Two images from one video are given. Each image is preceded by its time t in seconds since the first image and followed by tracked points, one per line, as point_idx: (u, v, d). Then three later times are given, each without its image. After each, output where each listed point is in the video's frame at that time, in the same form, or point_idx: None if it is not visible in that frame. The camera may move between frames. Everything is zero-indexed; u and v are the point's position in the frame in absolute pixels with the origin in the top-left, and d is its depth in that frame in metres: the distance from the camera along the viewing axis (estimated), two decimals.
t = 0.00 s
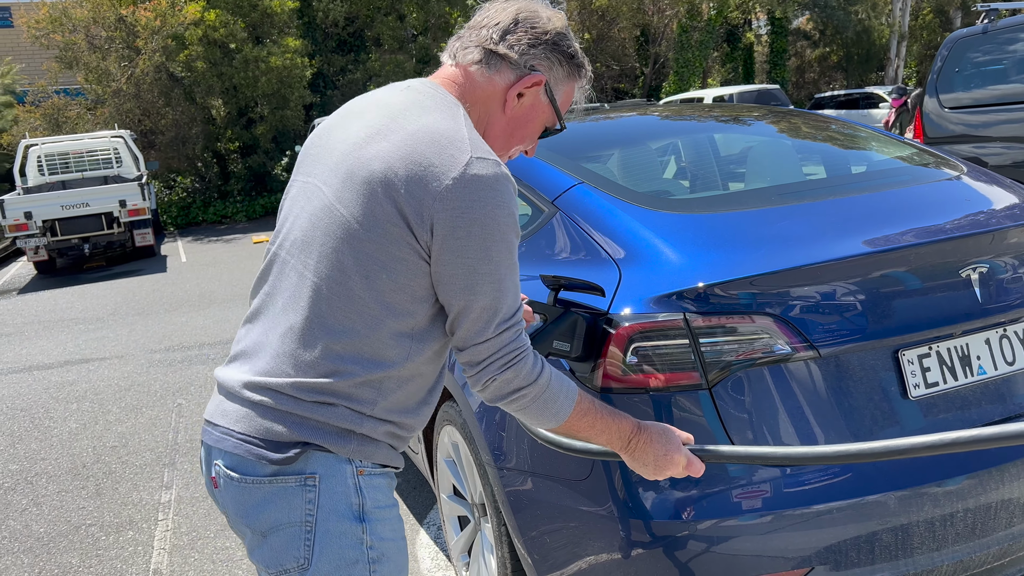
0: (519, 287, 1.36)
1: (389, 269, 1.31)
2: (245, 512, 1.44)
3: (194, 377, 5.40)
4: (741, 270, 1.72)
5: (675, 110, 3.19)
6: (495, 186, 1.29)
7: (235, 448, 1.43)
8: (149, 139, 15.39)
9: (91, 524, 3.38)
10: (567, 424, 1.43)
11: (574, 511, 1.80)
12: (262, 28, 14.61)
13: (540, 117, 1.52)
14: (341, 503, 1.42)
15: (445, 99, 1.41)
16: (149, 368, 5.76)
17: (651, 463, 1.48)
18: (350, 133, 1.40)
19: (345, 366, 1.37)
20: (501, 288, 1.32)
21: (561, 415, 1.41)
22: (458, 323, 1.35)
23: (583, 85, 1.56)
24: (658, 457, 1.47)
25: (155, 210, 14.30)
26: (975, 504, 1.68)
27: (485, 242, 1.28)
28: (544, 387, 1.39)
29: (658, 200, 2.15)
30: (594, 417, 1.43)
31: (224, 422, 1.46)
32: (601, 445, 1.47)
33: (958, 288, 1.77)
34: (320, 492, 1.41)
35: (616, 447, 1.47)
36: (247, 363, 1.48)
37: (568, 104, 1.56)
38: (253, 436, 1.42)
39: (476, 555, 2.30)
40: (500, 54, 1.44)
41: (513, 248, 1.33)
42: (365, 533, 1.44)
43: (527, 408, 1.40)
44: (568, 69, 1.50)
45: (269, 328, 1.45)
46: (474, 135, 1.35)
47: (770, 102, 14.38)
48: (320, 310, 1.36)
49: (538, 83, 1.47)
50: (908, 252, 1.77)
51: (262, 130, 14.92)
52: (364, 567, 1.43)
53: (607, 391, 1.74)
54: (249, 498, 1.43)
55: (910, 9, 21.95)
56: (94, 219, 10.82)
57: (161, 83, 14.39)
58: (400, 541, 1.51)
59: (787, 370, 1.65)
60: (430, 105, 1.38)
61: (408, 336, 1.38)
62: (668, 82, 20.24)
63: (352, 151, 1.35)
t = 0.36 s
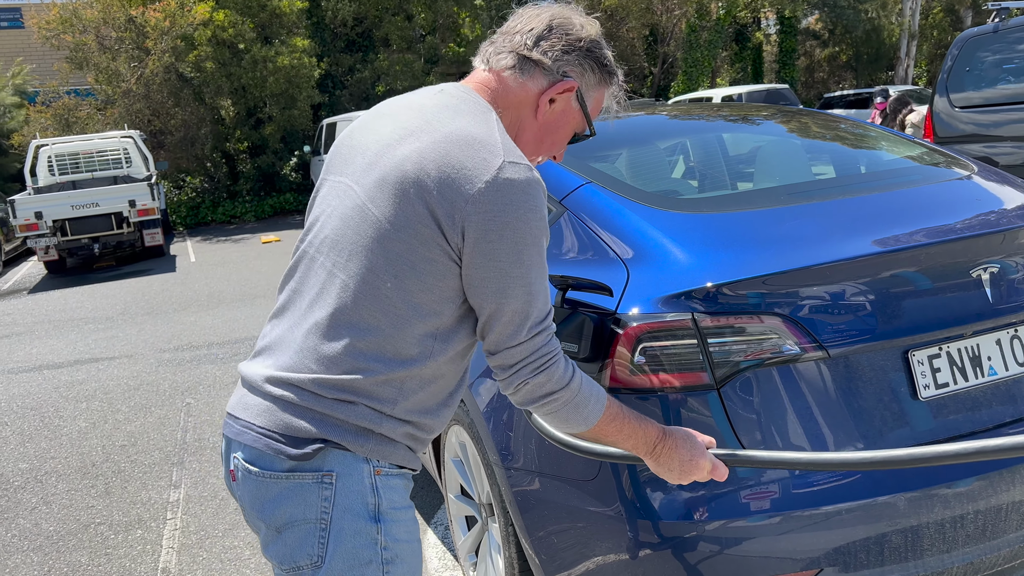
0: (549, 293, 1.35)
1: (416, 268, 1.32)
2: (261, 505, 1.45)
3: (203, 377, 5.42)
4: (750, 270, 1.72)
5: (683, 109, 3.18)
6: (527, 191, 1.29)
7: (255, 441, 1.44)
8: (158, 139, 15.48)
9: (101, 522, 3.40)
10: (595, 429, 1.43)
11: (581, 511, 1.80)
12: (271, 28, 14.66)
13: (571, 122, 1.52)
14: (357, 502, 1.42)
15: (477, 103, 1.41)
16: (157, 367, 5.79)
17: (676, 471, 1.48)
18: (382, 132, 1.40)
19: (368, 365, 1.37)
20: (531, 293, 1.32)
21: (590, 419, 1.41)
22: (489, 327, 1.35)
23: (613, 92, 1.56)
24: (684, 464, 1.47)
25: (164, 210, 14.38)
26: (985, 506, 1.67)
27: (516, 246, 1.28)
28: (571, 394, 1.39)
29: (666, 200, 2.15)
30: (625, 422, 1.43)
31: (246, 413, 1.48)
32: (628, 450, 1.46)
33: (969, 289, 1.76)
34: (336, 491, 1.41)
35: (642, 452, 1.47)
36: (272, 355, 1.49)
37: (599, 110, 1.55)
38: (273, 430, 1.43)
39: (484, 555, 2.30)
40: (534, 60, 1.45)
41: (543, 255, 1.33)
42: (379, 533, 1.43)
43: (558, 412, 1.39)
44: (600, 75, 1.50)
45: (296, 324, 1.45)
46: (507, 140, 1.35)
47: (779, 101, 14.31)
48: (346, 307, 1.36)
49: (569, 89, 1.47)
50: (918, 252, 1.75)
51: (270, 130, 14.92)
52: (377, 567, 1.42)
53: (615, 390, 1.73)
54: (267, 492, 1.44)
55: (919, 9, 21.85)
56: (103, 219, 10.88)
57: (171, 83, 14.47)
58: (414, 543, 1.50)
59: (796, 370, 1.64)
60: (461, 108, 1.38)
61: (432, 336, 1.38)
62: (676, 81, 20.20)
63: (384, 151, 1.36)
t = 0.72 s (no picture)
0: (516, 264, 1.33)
1: (378, 263, 1.32)
2: (255, 517, 1.46)
3: (221, 382, 5.46)
4: (770, 278, 1.71)
5: (702, 117, 3.18)
6: (472, 163, 1.28)
7: (246, 455, 1.47)
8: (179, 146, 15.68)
9: (120, 526, 3.43)
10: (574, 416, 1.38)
11: (599, 520, 1.79)
12: (292, 36, 14.74)
13: (516, 61, 1.48)
14: (347, 510, 1.42)
15: (413, 77, 1.44)
16: (177, 372, 5.84)
17: (664, 469, 1.44)
18: (331, 135, 1.42)
19: (346, 366, 1.38)
20: (495, 269, 1.29)
21: (572, 404, 1.37)
22: (463, 309, 1.33)
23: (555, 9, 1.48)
24: (673, 461, 1.44)
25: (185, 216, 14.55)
26: (1009, 519, 1.64)
27: (468, 222, 1.27)
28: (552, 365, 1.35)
29: (685, 208, 2.14)
30: (610, 410, 1.39)
31: (238, 428, 1.51)
32: (611, 446, 1.41)
33: (993, 298, 1.74)
34: (324, 500, 1.42)
35: (630, 448, 1.42)
36: (259, 372, 1.51)
37: (548, 41, 1.49)
38: (262, 444, 1.45)
39: (500, 564, 2.30)
40: (448, 17, 1.46)
41: (504, 224, 1.30)
42: (370, 540, 1.43)
43: (546, 386, 1.35)
44: (529, 3, 1.45)
45: (277, 339, 1.47)
46: (450, 115, 1.35)
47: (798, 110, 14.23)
48: (316, 312, 1.37)
49: (496, 26, 1.45)
50: (941, 261, 1.74)
51: (290, 138, 14.99)
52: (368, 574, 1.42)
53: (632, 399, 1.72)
54: (259, 504, 1.45)
55: (940, 17, 21.69)
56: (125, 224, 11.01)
57: (192, 91, 14.66)
58: (408, 550, 1.49)
59: (816, 380, 1.63)
60: (398, 91, 1.40)
61: (408, 328, 1.37)
62: (694, 89, 20.12)
63: (331, 153, 1.37)
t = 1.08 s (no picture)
0: (383, 268, 1.30)
1: (285, 267, 1.40)
2: (254, 515, 1.54)
3: (251, 397, 5.53)
4: (804, 300, 1.69)
5: (732, 137, 3.17)
6: (343, 162, 1.32)
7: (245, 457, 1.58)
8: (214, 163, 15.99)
9: (151, 538, 3.47)
10: (391, 447, 1.30)
11: (627, 542, 1.78)
12: (325, 56, 15.17)
13: (417, 39, 1.53)
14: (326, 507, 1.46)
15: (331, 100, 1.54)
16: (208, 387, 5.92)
17: (466, 547, 1.33)
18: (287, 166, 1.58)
19: (290, 370, 1.46)
20: (343, 265, 1.28)
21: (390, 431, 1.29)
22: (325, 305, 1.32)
23: None
24: (479, 552, 1.34)
25: (219, 232, 14.81)
26: None
27: (326, 212, 1.29)
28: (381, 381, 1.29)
29: (717, 229, 2.14)
30: (429, 460, 1.31)
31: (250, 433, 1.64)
32: (419, 503, 1.31)
33: None
34: (299, 500, 1.47)
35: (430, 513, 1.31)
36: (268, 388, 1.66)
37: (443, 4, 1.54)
38: (254, 447, 1.56)
39: None
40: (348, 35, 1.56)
41: (368, 224, 1.30)
42: (342, 540, 1.46)
43: (374, 400, 1.29)
44: None
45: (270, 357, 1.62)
46: (344, 121, 1.41)
47: (830, 130, 14.10)
48: (269, 323, 1.49)
49: (383, 19, 1.52)
50: (978, 285, 1.71)
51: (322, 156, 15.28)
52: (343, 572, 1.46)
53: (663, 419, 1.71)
54: (254, 502, 1.54)
55: (974, 36, 21.49)
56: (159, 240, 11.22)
57: (227, 109, 14.98)
58: (389, 552, 1.50)
59: (851, 404, 1.61)
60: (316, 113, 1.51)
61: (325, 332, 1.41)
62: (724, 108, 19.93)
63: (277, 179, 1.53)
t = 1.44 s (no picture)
0: (322, 290, 1.35)
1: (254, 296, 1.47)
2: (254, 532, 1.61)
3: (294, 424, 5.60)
4: (857, 343, 1.66)
5: (776, 175, 3.15)
6: (295, 189, 1.39)
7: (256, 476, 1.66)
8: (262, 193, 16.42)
9: (196, 565, 3.53)
10: (297, 469, 1.33)
11: None
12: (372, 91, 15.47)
13: (393, 71, 1.59)
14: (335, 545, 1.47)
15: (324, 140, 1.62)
16: (253, 414, 6.02)
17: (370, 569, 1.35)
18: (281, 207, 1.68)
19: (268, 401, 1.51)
20: (274, 286, 1.34)
21: (297, 452, 1.33)
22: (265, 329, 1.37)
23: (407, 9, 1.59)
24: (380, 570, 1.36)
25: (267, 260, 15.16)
26: None
27: (272, 238, 1.36)
28: (291, 402, 1.32)
29: (767, 268, 2.12)
30: (332, 485, 1.34)
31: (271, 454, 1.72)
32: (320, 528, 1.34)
33: None
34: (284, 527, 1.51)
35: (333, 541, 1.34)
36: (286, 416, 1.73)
37: (416, 34, 1.60)
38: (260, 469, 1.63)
39: None
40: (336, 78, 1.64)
41: (302, 250, 1.35)
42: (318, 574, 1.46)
43: (290, 424, 1.33)
44: (379, 19, 1.58)
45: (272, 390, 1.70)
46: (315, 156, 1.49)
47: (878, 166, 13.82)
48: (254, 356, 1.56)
49: (361, 57, 1.59)
50: None
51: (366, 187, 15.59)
52: None
53: (716, 461, 1.69)
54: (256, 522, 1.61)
55: None
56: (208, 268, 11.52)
57: (276, 141, 15.41)
58: None
59: (907, 449, 1.57)
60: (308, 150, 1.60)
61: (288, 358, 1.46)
62: (769, 142, 19.75)
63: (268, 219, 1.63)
